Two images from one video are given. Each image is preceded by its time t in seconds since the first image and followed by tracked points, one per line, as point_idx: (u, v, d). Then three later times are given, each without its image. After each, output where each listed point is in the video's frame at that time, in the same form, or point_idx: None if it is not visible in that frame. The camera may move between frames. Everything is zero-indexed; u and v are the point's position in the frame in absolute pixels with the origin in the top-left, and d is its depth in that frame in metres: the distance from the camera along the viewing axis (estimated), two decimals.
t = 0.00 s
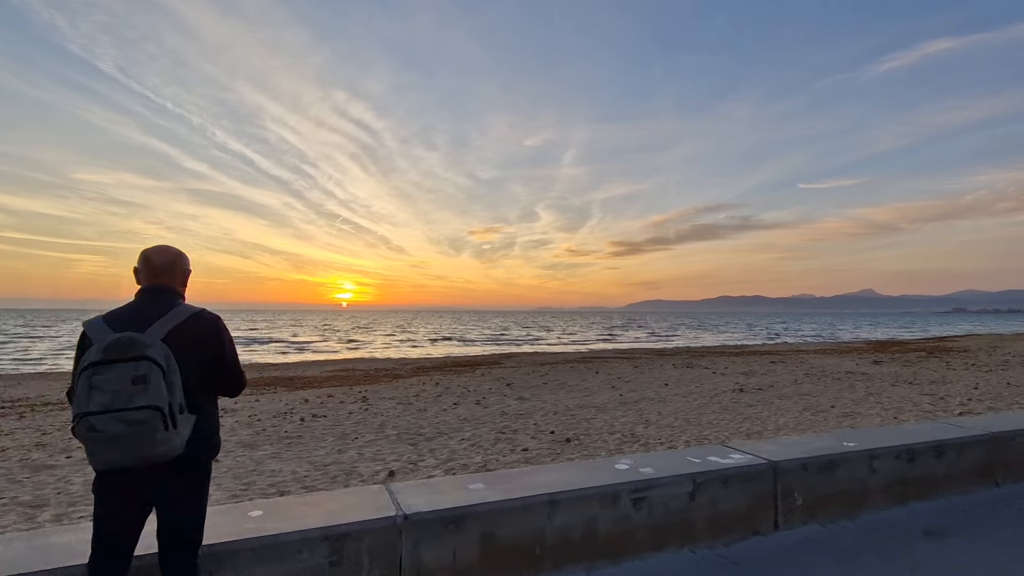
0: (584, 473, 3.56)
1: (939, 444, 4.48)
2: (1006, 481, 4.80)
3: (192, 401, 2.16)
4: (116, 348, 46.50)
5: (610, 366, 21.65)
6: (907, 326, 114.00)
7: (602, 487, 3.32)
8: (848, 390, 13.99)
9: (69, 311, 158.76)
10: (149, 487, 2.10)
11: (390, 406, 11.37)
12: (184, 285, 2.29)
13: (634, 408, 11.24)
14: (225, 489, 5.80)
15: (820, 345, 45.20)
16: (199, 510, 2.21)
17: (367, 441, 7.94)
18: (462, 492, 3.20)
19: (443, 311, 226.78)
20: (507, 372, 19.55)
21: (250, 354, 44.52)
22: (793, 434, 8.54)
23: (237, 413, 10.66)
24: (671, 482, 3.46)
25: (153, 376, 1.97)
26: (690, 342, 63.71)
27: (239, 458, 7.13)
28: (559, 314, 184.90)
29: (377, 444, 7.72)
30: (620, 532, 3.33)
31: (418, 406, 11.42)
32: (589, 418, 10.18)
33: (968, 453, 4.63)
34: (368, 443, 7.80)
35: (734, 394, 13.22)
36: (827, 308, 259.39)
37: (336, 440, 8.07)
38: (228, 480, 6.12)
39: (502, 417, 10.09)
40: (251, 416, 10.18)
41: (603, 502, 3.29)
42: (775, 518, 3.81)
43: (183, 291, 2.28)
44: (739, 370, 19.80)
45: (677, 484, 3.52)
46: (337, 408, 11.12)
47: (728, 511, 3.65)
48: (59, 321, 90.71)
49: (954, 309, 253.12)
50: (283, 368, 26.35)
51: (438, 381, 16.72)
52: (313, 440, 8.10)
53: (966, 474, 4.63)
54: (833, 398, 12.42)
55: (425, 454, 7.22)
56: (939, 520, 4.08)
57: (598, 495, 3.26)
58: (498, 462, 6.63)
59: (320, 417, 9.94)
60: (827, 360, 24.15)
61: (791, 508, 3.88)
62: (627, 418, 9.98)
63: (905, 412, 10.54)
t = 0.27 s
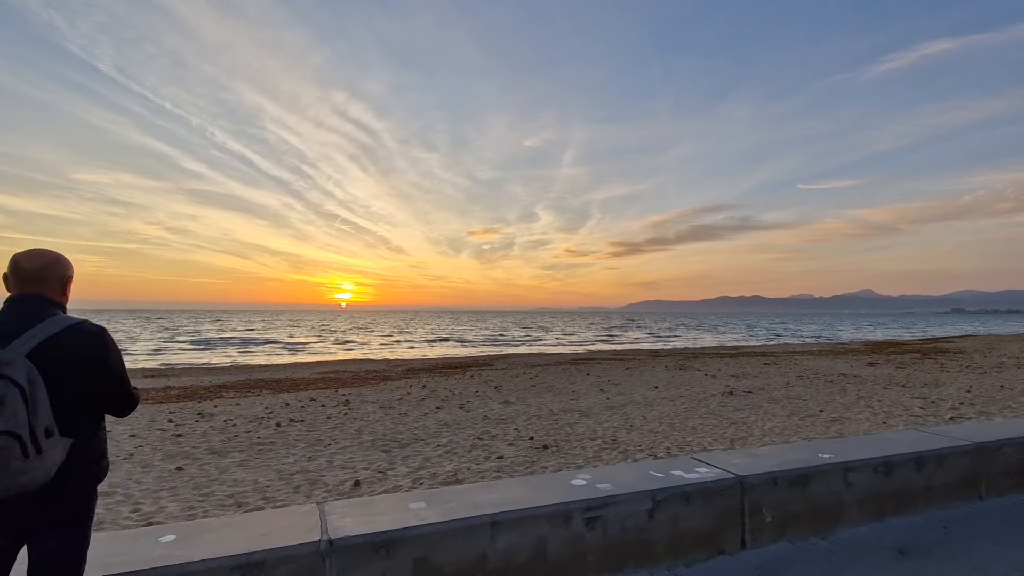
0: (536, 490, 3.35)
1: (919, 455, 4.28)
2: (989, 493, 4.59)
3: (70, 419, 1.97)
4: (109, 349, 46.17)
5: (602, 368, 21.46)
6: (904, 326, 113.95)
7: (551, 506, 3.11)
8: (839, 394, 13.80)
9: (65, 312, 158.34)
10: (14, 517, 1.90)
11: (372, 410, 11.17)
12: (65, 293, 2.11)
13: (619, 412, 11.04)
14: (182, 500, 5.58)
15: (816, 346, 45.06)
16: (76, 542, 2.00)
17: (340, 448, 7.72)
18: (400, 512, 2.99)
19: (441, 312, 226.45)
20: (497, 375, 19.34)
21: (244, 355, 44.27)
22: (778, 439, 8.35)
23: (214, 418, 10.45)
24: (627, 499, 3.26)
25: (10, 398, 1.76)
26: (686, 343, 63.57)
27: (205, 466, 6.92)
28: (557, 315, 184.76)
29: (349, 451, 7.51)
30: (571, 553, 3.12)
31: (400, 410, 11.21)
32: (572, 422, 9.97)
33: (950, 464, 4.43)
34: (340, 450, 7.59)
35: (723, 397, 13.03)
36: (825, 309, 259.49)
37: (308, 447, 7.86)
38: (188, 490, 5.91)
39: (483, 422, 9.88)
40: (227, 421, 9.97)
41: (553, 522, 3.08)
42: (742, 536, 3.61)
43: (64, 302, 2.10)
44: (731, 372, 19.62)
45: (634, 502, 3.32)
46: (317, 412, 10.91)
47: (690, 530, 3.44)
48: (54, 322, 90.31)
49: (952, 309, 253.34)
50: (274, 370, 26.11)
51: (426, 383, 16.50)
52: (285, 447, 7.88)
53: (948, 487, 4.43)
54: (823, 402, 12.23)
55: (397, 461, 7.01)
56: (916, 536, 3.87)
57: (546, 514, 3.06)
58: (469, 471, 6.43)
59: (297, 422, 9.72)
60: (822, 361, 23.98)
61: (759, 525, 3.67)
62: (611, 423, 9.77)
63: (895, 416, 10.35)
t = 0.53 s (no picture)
0: (481, 494, 3.12)
1: (899, 456, 4.04)
2: (974, 496, 4.36)
3: None
4: (102, 348, 45.82)
5: (594, 368, 21.23)
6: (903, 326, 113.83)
7: (493, 511, 2.88)
8: (831, 393, 13.57)
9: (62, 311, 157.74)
10: None
11: (352, 409, 10.94)
12: None
13: (605, 411, 10.81)
14: (134, 504, 5.34)
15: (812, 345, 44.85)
16: None
17: (311, 448, 7.48)
18: (327, 518, 2.77)
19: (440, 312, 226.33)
20: (488, 374, 19.09)
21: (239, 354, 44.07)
22: (764, 438, 8.12)
23: (190, 417, 10.22)
24: (579, 503, 3.03)
25: None
26: (684, 343, 63.36)
27: (168, 467, 6.68)
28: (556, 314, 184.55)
29: (319, 452, 7.27)
30: (515, 562, 2.89)
31: (381, 409, 10.98)
32: (556, 422, 9.73)
33: (932, 466, 4.20)
34: (310, 451, 7.34)
35: (713, 396, 12.79)
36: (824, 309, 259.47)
37: (278, 447, 7.62)
38: (143, 493, 5.67)
39: (464, 421, 9.65)
40: (202, 421, 9.73)
41: (494, 528, 2.85)
42: (705, 543, 3.38)
43: None
44: (725, 371, 19.38)
45: (587, 506, 3.08)
46: (296, 411, 10.67)
47: (648, 536, 3.21)
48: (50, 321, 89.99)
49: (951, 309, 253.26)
50: (264, 369, 25.85)
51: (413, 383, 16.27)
52: (255, 447, 7.64)
53: (929, 489, 4.19)
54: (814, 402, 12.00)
55: (367, 462, 6.78)
56: (894, 542, 3.64)
57: (487, 520, 2.83)
58: (438, 472, 6.18)
59: (273, 421, 9.49)
60: (817, 360, 23.74)
61: (725, 531, 3.43)
62: (595, 423, 9.53)
63: (886, 416, 10.12)
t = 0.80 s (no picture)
0: (415, 519, 2.91)
1: (871, 472, 3.83)
2: (953, 512, 4.15)
3: None
4: (95, 349, 45.61)
5: (587, 370, 20.99)
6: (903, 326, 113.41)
7: (421, 540, 2.67)
8: (823, 396, 13.35)
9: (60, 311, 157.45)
10: None
11: (332, 414, 10.72)
12: None
13: (590, 416, 10.59)
14: (82, 518, 5.12)
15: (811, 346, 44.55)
16: None
17: (279, 457, 7.25)
18: (238, 548, 2.57)
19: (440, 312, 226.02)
20: (478, 376, 18.87)
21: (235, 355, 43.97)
22: (748, 445, 7.90)
23: (164, 423, 10.01)
24: (516, 530, 2.82)
25: None
26: (682, 343, 63.16)
27: (127, 477, 6.47)
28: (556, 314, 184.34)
29: (286, 461, 7.05)
30: None
31: (361, 414, 10.77)
32: (537, 428, 9.51)
33: (908, 481, 3.98)
34: (277, 460, 7.12)
35: (702, 400, 12.57)
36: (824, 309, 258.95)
37: (246, 456, 7.40)
38: (94, 506, 5.45)
39: (443, 427, 9.43)
40: (176, 426, 9.52)
41: (421, 558, 2.64)
42: (660, 568, 3.17)
43: None
44: (718, 373, 19.15)
45: (527, 532, 2.87)
46: (274, 417, 10.46)
47: (595, 563, 3.00)
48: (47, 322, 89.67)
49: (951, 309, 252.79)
50: (255, 371, 25.64)
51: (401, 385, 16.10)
52: (223, 456, 7.42)
53: (906, 506, 3.97)
54: (804, 405, 11.77)
55: (333, 472, 6.55)
56: (864, 565, 3.42)
57: (412, 550, 2.62)
58: (404, 483, 5.95)
59: (247, 427, 9.27)
60: (813, 362, 23.54)
61: (681, 556, 3.22)
62: (578, 429, 9.30)
63: (876, 421, 9.89)
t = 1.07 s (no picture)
0: (339, 523, 2.72)
1: (837, 472, 3.64)
2: (926, 515, 3.95)
3: None
4: (90, 349, 45.43)
5: (579, 368, 20.78)
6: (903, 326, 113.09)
7: (339, 546, 2.49)
8: (814, 395, 13.13)
9: (59, 311, 157.35)
10: None
11: (311, 413, 10.52)
12: None
13: (573, 415, 10.39)
14: (28, 520, 4.92)
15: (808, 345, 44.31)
16: None
17: (246, 457, 7.05)
18: (139, 553, 2.39)
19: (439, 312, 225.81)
20: (468, 375, 18.67)
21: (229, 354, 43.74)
22: (729, 444, 7.70)
23: (138, 421, 9.80)
24: (445, 535, 2.63)
25: None
26: (679, 342, 62.94)
27: (86, 477, 6.27)
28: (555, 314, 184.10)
29: (252, 460, 6.85)
30: None
31: (340, 413, 10.56)
32: (517, 427, 9.31)
33: (877, 482, 3.79)
34: (243, 460, 6.91)
35: (690, 399, 12.38)
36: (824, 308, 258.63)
37: (213, 455, 7.19)
38: (43, 507, 5.25)
39: (421, 426, 9.23)
40: (148, 425, 9.30)
41: (339, 564, 2.46)
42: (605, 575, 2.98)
43: None
44: (710, 372, 18.93)
45: (459, 537, 2.68)
46: (251, 415, 10.27)
47: (533, 568, 2.81)
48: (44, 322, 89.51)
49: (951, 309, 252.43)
50: (246, 370, 25.45)
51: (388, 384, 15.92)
52: (189, 455, 7.22)
53: (875, 509, 3.78)
54: (793, 404, 11.57)
55: (298, 472, 6.36)
56: (825, 569, 3.24)
57: (329, 555, 2.44)
58: (367, 483, 5.76)
59: (221, 427, 9.07)
60: (808, 360, 23.32)
61: (629, 561, 3.03)
62: (558, 427, 9.10)
63: (864, 419, 9.69)
